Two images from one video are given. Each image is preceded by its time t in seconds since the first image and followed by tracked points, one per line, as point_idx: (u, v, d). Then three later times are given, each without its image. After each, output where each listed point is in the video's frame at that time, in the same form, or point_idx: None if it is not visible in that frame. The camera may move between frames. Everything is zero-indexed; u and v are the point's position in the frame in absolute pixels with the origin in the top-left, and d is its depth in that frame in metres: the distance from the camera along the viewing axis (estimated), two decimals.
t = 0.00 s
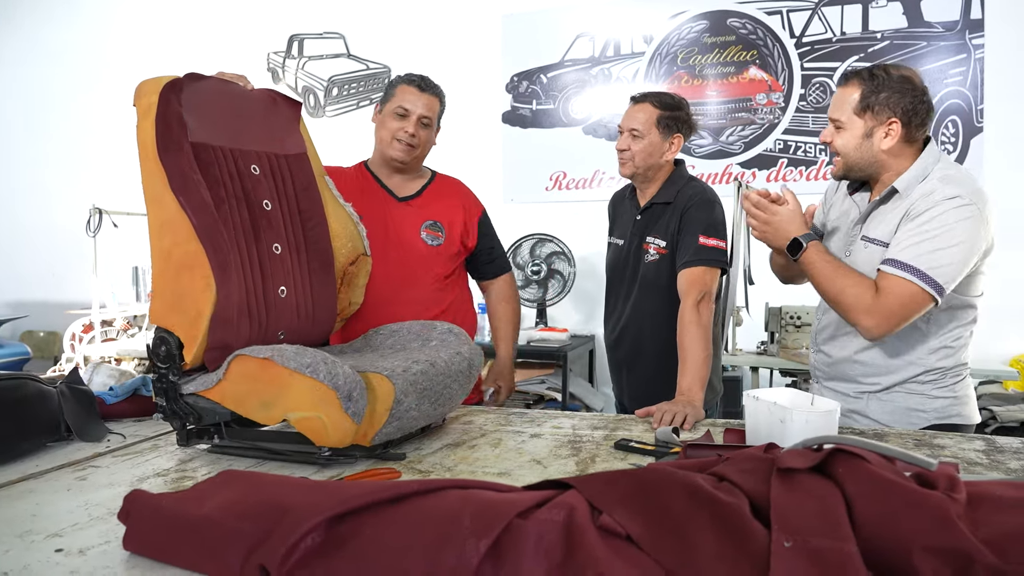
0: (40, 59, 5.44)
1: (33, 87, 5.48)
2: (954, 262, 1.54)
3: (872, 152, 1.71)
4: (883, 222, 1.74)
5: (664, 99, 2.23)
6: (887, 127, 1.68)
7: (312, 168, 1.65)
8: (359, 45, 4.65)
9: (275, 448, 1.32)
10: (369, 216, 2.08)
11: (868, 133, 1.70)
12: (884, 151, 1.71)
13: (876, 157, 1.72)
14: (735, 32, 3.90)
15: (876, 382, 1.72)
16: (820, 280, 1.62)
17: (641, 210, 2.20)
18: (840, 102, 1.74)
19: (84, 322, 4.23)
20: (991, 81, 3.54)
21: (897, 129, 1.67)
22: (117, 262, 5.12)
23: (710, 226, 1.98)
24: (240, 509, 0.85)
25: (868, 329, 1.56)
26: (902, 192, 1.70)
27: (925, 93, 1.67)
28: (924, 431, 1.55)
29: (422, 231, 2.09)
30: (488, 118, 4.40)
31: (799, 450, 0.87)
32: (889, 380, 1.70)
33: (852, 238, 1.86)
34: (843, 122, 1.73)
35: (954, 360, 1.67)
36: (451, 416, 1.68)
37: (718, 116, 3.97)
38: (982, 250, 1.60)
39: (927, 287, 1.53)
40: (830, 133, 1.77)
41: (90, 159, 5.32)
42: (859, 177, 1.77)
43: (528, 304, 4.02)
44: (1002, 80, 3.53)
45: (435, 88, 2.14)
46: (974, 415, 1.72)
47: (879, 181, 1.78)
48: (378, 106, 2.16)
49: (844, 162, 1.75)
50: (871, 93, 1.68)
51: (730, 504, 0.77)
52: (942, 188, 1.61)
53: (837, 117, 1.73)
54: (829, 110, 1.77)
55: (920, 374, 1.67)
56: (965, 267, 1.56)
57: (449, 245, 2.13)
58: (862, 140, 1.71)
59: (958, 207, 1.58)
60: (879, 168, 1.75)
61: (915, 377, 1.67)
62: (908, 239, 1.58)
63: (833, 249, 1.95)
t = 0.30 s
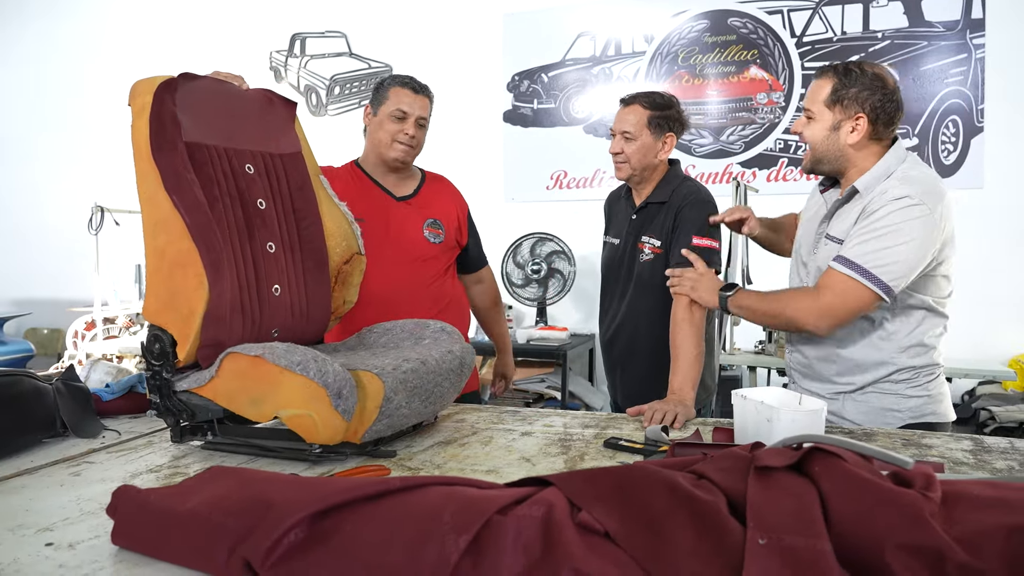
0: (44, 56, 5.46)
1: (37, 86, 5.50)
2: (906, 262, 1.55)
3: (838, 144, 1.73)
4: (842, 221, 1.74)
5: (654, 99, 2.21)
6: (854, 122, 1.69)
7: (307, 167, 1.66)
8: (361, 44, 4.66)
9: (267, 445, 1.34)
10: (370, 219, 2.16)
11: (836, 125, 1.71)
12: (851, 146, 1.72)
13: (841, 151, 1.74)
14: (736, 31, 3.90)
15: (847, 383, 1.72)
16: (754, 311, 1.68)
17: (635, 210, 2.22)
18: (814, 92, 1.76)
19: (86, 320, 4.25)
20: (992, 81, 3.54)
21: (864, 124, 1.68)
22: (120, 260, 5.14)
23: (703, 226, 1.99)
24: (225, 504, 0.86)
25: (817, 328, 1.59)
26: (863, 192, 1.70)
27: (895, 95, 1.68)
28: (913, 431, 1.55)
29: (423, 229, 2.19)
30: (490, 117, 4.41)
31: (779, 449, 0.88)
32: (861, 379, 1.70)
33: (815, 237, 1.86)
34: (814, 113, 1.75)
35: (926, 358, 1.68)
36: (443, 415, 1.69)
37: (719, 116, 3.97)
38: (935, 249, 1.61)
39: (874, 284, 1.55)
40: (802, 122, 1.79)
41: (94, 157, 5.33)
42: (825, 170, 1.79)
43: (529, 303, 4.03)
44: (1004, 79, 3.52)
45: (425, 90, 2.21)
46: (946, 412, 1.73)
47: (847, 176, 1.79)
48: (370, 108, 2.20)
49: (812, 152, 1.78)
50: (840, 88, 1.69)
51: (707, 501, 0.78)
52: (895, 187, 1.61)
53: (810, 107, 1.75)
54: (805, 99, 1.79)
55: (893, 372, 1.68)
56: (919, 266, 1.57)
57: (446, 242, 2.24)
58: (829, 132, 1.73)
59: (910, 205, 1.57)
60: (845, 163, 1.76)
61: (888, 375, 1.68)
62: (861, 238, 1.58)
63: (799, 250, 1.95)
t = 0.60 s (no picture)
0: (62, 59, 5.54)
1: (54, 88, 5.58)
2: (849, 253, 1.54)
3: (803, 147, 1.75)
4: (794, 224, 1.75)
5: (651, 101, 2.24)
6: (815, 122, 1.72)
7: (311, 170, 1.68)
8: (373, 47, 4.70)
9: (268, 444, 1.36)
10: (387, 218, 2.23)
11: (798, 129, 1.74)
12: (815, 147, 1.75)
13: (807, 154, 1.76)
14: (746, 34, 3.89)
15: (809, 382, 1.73)
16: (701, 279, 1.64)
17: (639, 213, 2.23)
18: (766, 107, 1.80)
19: (101, 320, 4.30)
20: (1005, 84, 3.50)
21: (825, 123, 1.72)
22: (133, 260, 5.20)
23: (705, 230, 2.00)
24: (219, 501, 0.88)
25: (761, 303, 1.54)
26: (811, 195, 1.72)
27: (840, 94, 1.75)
28: (913, 436, 1.55)
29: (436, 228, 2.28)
30: (501, 120, 4.43)
31: (767, 451, 0.89)
32: (824, 379, 1.71)
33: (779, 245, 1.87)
34: (772, 122, 1.77)
35: (891, 358, 1.66)
36: (445, 416, 1.71)
37: (729, 119, 3.97)
38: (883, 242, 1.60)
39: (819, 270, 1.54)
40: (762, 137, 1.81)
41: (110, 159, 5.40)
42: (792, 178, 1.80)
43: (538, 305, 4.04)
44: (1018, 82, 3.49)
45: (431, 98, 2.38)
46: (921, 412, 1.70)
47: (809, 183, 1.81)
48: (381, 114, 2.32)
49: (778, 161, 1.79)
50: (793, 94, 1.74)
51: (692, 503, 0.80)
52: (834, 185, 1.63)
53: (766, 118, 1.78)
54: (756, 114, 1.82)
55: (855, 373, 1.67)
56: (863, 257, 1.56)
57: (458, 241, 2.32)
58: (794, 137, 1.75)
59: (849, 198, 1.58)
60: (811, 166, 1.77)
61: (851, 376, 1.68)
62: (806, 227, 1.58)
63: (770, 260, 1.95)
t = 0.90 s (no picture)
0: (76, 60, 5.59)
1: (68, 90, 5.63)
2: (778, 244, 1.59)
3: (777, 154, 1.74)
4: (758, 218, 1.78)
5: (637, 103, 2.21)
6: (784, 128, 1.73)
7: (316, 169, 1.69)
8: (383, 47, 4.72)
9: (270, 441, 1.37)
10: (414, 217, 2.27)
11: (770, 137, 1.73)
12: (788, 152, 1.75)
13: (781, 159, 1.75)
14: (756, 33, 3.87)
15: (789, 373, 1.72)
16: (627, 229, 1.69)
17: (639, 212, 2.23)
18: (732, 119, 1.78)
19: (112, 318, 4.34)
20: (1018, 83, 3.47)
21: (794, 128, 1.72)
22: (145, 259, 5.24)
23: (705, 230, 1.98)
24: (218, 498, 0.89)
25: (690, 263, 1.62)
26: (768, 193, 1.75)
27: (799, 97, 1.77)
28: (917, 437, 1.55)
29: (462, 227, 2.33)
30: (510, 120, 4.43)
31: (765, 451, 0.89)
32: (804, 371, 1.70)
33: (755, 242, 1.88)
34: (743, 133, 1.75)
35: (874, 353, 1.64)
36: (448, 414, 1.71)
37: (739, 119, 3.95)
38: (829, 237, 1.61)
39: (763, 241, 1.58)
40: (733, 150, 1.79)
41: (123, 159, 5.45)
42: (769, 184, 1.79)
43: (546, 305, 4.04)
44: None
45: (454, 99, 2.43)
46: (898, 417, 1.68)
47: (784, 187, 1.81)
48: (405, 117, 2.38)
49: (755, 171, 1.77)
50: (759, 103, 1.73)
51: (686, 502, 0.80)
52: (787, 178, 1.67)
53: (736, 131, 1.75)
54: (722, 129, 1.80)
55: (838, 365, 1.66)
56: (796, 249, 1.60)
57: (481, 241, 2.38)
58: (766, 144, 1.74)
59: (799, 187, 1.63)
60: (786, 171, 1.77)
61: (833, 368, 1.66)
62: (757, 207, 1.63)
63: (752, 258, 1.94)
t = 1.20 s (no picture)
0: (90, 63, 5.63)
1: (82, 92, 5.67)
2: (745, 246, 1.52)
3: (757, 153, 1.71)
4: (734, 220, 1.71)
5: (654, 99, 2.24)
6: (764, 126, 1.69)
7: (324, 170, 1.69)
8: (394, 47, 4.72)
9: (279, 444, 1.37)
10: (446, 223, 2.33)
11: (749, 134, 1.70)
12: (769, 150, 1.71)
13: (761, 158, 1.71)
14: (769, 30, 3.83)
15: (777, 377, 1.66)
16: (588, 248, 1.64)
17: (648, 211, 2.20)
18: (713, 116, 1.76)
19: (125, 319, 4.36)
20: None
21: (774, 126, 1.68)
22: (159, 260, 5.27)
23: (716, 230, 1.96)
24: (223, 502, 0.89)
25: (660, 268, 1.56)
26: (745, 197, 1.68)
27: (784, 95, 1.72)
28: (933, 440, 1.52)
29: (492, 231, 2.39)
30: (521, 119, 4.42)
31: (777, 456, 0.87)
32: (791, 376, 1.63)
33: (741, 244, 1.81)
34: (723, 131, 1.73)
35: (862, 357, 1.55)
36: (457, 417, 1.70)
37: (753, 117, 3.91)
38: (803, 240, 1.54)
39: (727, 241, 1.52)
40: (714, 147, 1.77)
41: (137, 161, 5.49)
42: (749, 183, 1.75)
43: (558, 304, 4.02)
44: None
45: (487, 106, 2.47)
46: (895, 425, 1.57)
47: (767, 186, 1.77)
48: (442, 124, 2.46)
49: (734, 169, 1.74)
50: (739, 101, 1.70)
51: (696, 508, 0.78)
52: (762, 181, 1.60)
53: (716, 128, 1.74)
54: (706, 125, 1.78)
55: (822, 368, 1.58)
56: (764, 253, 1.53)
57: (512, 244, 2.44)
58: (745, 142, 1.71)
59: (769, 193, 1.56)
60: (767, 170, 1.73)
61: (818, 372, 1.58)
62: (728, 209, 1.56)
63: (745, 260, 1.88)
